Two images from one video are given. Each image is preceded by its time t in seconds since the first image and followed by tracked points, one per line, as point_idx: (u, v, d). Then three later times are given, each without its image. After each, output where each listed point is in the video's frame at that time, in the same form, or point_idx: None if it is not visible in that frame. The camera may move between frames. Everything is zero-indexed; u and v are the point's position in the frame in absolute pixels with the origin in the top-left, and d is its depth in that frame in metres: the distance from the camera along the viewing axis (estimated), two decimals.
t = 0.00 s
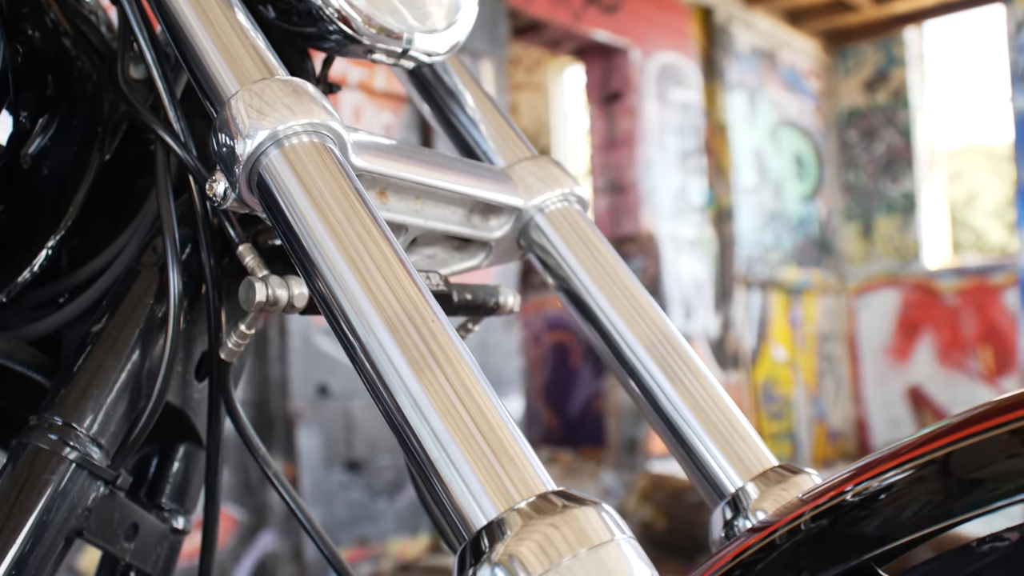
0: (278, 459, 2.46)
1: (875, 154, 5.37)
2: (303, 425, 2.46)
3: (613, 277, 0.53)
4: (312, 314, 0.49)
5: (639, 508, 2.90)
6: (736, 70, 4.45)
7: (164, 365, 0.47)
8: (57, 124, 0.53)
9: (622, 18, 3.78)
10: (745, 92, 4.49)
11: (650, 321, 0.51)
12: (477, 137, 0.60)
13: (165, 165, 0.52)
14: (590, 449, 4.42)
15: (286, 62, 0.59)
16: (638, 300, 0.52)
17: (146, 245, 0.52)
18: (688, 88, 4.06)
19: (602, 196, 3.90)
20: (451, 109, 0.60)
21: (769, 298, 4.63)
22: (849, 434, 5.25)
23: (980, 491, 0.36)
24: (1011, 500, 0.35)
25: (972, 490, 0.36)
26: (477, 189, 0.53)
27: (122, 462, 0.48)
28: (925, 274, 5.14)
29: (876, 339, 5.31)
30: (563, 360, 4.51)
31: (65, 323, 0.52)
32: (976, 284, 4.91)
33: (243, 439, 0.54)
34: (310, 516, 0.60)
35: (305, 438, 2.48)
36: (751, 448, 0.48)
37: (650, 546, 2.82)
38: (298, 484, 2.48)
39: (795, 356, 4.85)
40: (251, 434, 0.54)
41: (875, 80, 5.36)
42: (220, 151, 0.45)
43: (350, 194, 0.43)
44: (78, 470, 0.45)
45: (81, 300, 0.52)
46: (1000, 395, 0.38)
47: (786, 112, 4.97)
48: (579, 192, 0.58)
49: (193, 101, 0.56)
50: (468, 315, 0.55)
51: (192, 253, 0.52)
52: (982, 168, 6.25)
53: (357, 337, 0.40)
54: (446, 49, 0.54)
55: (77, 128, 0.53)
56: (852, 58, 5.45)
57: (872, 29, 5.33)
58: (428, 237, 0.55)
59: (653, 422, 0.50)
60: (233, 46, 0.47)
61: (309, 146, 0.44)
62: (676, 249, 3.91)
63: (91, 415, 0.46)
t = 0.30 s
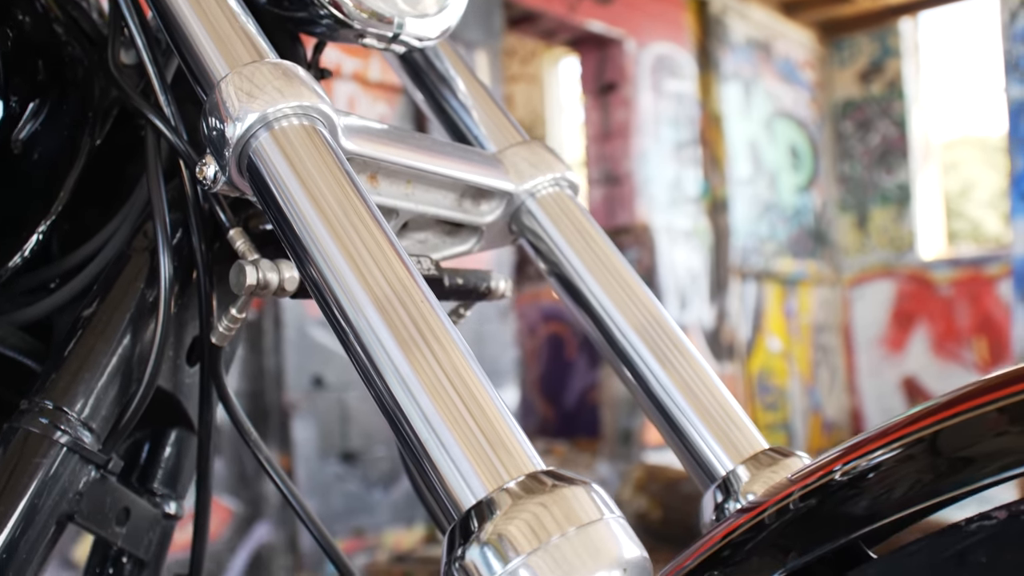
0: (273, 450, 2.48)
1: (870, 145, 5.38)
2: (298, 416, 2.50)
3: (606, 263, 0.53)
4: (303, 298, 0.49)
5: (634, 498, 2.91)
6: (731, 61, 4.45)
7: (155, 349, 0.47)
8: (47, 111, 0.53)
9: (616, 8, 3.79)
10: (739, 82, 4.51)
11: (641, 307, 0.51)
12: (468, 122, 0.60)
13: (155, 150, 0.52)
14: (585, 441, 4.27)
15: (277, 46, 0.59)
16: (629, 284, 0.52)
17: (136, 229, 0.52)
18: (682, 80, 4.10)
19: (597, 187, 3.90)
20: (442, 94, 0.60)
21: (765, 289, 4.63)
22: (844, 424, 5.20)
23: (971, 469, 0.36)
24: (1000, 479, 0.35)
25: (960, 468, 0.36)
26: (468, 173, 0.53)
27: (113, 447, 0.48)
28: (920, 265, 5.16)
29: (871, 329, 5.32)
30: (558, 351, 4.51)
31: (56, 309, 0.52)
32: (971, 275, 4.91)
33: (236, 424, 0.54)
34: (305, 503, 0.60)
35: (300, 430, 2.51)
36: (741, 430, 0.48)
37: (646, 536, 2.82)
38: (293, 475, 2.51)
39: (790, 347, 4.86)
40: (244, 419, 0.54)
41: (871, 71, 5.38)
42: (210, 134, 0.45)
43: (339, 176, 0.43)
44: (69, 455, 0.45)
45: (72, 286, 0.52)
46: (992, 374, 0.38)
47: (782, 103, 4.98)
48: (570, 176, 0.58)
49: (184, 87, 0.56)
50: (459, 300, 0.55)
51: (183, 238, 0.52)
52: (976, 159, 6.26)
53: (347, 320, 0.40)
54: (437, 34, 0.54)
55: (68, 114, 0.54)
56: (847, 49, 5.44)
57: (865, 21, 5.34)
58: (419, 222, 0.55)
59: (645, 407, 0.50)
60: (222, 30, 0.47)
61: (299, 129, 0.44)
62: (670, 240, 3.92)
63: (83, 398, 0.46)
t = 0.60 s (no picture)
0: (269, 442, 2.49)
1: (865, 137, 5.38)
2: (293, 408, 2.50)
3: (599, 251, 0.53)
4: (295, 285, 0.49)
5: (630, 490, 2.92)
6: (726, 53, 4.45)
7: (147, 336, 0.47)
8: (39, 99, 0.54)
9: None
10: (734, 74, 4.51)
11: (634, 294, 0.51)
12: (461, 110, 0.60)
13: (147, 137, 0.51)
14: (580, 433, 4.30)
15: (269, 34, 0.59)
16: (622, 272, 0.52)
17: (128, 217, 0.52)
18: (678, 72, 4.09)
19: (592, 179, 3.91)
20: (435, 82, 0.60)
21: (759, 281, 4.64)
22: (839, 416, 5.26)
23: (962, 451, 0.36)
24: (990, 460, 0.35)
25: (951, 451, 0.36)
26: (460, 160, 0.53)
27: (105, 435, 0.48)
28: (915, 256, 5.17)
29: (866, 321, 5.33)
30: (552, 344, 4.52)
31: (47, 297, 0.52)
32: (966, 266, 4.92)
33: (229, 412, 0.54)
34: (299, 492, 0.60)
35: (295, 422, 2.51)
36: (734, 417, 0.48)
37: (642, 528, 2.82)
38: (289, 467, 2.52)
39: (786, 339, 4.86)
40: (237, 407, 0.54)
41: (866, 62, 5.36)
42: (201, 121, 0.45)
43: (330, 160, 0.43)
44: (61, 442, 0.45)
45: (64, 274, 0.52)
46: (985, 355, 0.38)
47: (777, 94, 4.98)
48: (562, 164, 0.58)
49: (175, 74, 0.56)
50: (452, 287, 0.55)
51: (175, 226, 0.52)
52: (971, 151, 6.27)
53: (339, 305, 0.40)
54: (429, 21, 0.54)
55: (59, 102, 0.54)
56: (841, 41, 5.42)
57: (861, 12, 5.30)
58: (411, 209, 0.55)
59: (639, 395, 0.50)
60: (213, 17, 0.47)
61: (290, 115, 0.44)
62: (665, 232, 3.92)
63: (75, 385, 0.46)
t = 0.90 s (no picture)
0: (265, 436, 2.50)
1: (861, 130, 5.42)
2: (289, 402, 2.51)
3: (593, 240, 0.53)
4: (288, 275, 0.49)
5: (626, 483, 2.92)
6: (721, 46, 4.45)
7: (140, 326, 0.47)
8: (31, 90, 0.54)
9: None
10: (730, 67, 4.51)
11: (628, 284, 0.51)
12: (454, 100, 0.60)
13: (140, 127, 0.51)
14: (577, 426, 4.32)
15: (261, 23, 0.59)
16: (616, 262, 0.52)
17: (121, 207, 0.52)
18: (673, 64, 4.09)
19: (588, 171, 3.94)
20: (428, 72, 0.60)
21: (755, 274, 4.64)
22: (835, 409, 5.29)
23: (952, 437, 0.36)
24: (982, 444, 0.35)
25: (943, 437, 0.36)
26: (453, 150, 0.53)
27: (99, 424, 0.48)
28: (910, 249, 5.17)
29: (862, 314, 5.34)
30: (548, 337, 4.52)
31: (41, 287, 0.52)
32: (961, 259, 4.89)
33: (222, 401, 0.54)
34: (294, 482, 0.60)
35: (292, 415, 2.53)
36: (728, 405, 0.48)
37: (637, 522, 2.82)
38: (285, 460, 2.53)
39: (781, 331, 4.87)
40: (231, 397, 0.54)
41: (861, 55, 5.42)
42: (193, 110, 0.45)
43: (324, 150, 0.43)
44: (55, 432, 0.45)
45: (57, 264, 0.52)
46: (979, 340, 0.38)
47: (772, 87, 4.99)
48: (556, 153, 0.58)
49: (167, 64, 0.55)
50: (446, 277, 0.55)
51: (169, 215, 0.52)
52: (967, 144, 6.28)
53: (332, 294, 0.40)
54: (423, 11, 0.54)
55: (52, 93, 0.54)
56: (837, 34, 5.54)
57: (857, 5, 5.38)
58: (405, 199, 0.55)
59: (633, 385, 0.50)
60: (205, 6, 0.47)
61: (283, 103, 0.44)
62: (661, 225, 3.92)
63: (67, 375, 0.46)
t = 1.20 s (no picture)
0: (262, 429, 2.50)
1: (856, 123, 5.41)
2: (285, 395, 2.51)
3: (588, 229, 0.53)
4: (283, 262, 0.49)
5: (622, 475, 2.93)
6: (717, 39, 4.45)
7: (135, 314, 0.47)
8: (27, 79, 0.54)
9: None
10: (725, 60, 4.52)
11: (623, 272, 0.52)
12: (450, 89, 0.60)
13: (135, 115, 0.51)
14: (573, 419, 4.32)
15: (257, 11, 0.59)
16: (611, 250, 0.53)
17: (116, 195, 0.52)
18: (669, 57, 4.09)
19: (584, 165, 3.94)
20: (423, 61, 0.60)
21: (751, 267, 4.65)
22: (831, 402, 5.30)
23: (945, 419, 0.36)
24: (975, 425, 0.36)
25: (935, 419, 0.36)
26: (448, 138, 0.53)
27: (95, 412, 0.48)
28: (906, 241, 5.15)
29: (858, 307, 5.34)
30: (544, 329, 4.54)
31: (37, 275, 0.52)
32: (956, 251, 4.89)
33: (218, 389, 0.54)
34: (291, 472, 0.61)
35: (288, 408, 2.53)
36: (723, 393, 0.48)
37: (634, 515, 2.82)
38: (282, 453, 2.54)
39: (777, 324, 4.88)
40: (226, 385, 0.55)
41: (857, 48, 5.40)
42: (188, 97, 0.45)
43: (319, 137, 0.43)
44: (51, 419, 0.45)
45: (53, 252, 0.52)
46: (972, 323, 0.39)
47: (768, 80, 4.99)
48: (550, 142, 0.58)
49: (163, 51, 0.55)
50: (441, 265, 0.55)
51: (165, 203, 0.52)
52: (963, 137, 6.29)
53: (327, 280, 0.40)
54: None
55: (47, 82, 0.54)
56: (832, 27, 5.49)
57: None
58: (400, 187, 0.55)
59: (629, 373, 0.50)
60: None
61: (278, 91, 0.44)
62: (657, 218, 3.92)
63: (64, 362, 0.46)
